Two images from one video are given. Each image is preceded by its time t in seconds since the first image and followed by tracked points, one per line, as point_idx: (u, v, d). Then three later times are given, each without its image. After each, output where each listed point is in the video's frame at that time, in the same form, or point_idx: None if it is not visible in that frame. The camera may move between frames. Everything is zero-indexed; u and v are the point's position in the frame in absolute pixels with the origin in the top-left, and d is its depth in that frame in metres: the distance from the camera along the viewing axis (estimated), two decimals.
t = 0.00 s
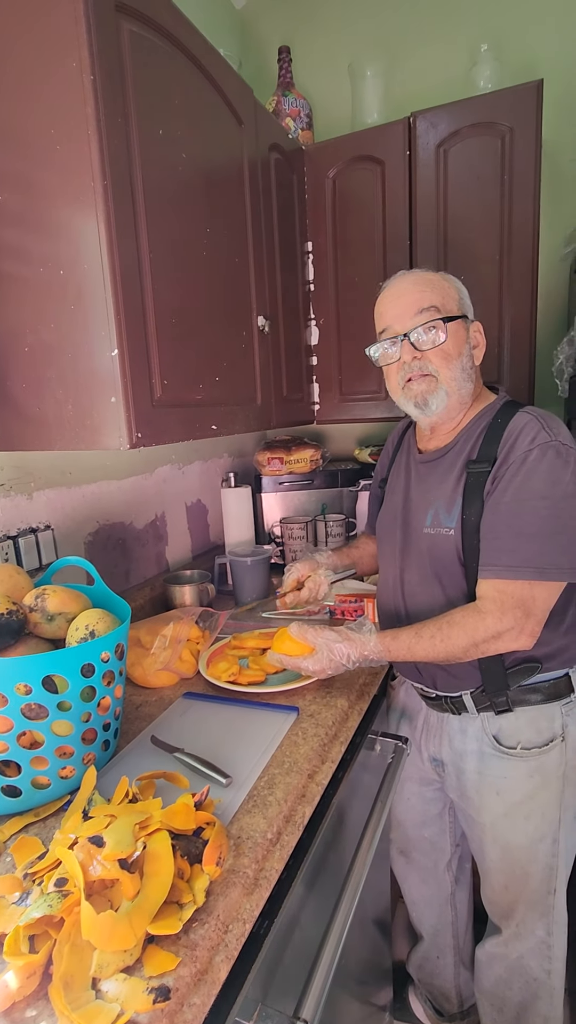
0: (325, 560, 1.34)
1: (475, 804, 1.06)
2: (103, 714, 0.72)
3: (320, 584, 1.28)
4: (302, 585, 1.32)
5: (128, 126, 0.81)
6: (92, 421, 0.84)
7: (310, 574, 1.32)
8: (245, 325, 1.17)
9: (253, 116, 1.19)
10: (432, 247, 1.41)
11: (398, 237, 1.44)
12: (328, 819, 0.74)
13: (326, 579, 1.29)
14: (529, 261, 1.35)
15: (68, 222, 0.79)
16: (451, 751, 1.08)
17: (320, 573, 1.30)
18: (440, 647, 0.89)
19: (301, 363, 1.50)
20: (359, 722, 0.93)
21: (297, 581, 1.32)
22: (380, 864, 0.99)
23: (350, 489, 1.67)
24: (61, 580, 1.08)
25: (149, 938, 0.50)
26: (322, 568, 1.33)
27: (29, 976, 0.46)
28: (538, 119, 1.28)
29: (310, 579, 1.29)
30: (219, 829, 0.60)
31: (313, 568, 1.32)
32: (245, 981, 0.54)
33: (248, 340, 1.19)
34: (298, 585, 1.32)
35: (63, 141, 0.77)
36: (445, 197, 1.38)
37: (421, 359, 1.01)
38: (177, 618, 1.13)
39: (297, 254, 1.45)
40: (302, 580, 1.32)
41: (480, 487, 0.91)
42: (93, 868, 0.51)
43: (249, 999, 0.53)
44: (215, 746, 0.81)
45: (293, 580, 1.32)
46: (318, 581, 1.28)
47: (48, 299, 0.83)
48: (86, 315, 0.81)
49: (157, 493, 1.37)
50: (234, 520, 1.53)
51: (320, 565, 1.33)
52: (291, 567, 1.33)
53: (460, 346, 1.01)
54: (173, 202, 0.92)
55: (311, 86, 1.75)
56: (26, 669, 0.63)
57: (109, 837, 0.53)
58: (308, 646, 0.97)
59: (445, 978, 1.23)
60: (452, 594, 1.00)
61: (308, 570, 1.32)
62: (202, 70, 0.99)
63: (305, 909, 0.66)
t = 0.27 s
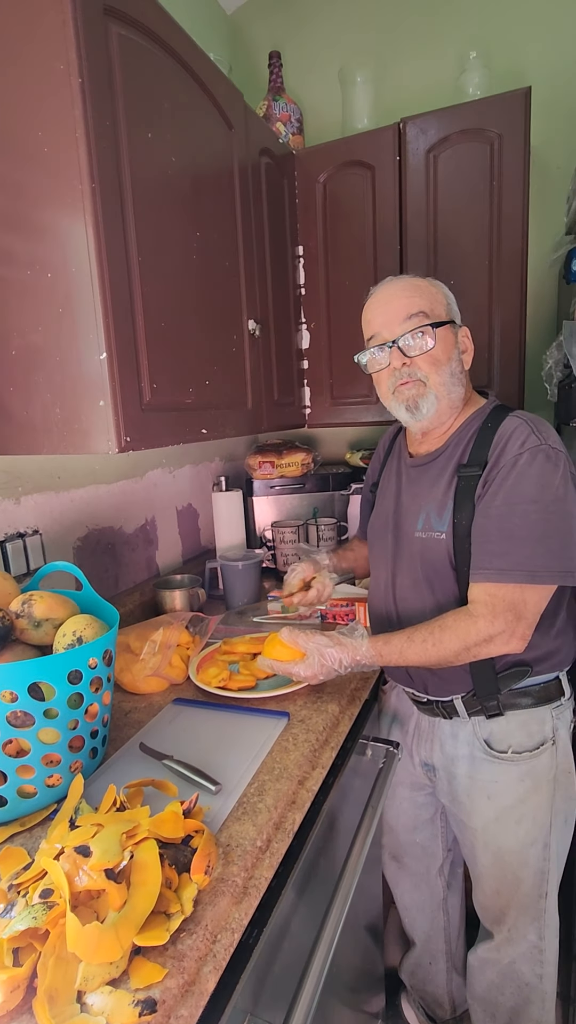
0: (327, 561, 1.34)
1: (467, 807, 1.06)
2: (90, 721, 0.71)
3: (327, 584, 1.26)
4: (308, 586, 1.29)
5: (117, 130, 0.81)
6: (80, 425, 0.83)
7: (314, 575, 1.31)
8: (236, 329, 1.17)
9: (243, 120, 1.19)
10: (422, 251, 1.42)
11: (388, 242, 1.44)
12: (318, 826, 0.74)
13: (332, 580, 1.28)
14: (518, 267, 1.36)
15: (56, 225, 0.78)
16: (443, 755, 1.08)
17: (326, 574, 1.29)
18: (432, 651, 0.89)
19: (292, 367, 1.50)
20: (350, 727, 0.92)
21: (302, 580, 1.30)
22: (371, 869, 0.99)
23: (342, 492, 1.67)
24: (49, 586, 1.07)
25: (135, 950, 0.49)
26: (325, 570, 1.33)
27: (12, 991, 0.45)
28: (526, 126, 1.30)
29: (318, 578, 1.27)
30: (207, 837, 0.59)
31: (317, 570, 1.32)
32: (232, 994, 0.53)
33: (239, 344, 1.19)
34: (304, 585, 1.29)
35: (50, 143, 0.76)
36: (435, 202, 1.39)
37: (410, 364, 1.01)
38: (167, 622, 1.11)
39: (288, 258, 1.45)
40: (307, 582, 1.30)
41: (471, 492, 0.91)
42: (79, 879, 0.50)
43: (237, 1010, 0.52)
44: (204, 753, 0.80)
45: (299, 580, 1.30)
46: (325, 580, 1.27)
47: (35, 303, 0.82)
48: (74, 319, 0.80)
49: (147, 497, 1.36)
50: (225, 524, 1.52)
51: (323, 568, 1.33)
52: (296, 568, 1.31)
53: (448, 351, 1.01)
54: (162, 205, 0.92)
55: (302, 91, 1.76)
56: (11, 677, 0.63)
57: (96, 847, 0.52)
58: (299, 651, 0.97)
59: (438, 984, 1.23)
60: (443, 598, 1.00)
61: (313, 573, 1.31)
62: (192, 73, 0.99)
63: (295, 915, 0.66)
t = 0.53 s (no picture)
0: (314, 568, 1.33)
1: (461, 811, 1.05)
2: (81, 727, 0.71)
3: (308, 594, 1.28)
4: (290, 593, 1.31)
5: (108, 133, 0.81)
6: (71, 429, 0.82)
7: (297, 583, 1.32)
8: (228, 333, 1.17)
9: (235, 123, 1.19)
10: (414, 256, 1.42)
11: (380, 246, 1.44)
12: (311, 831, 0.73)
13: (313, 590, 1.30)
14: (509, 271, 1.36)
15: (46, 227, 0.78)
16: (437, 759, 1.07)
17: (306, 582, 1.30)
18: (427, 654, 0.89)
19: (285, 371, 1.50)
20: (343, 732, 0.92)
21: (284, 590, 1.31)
22: (365, 874, 0.98)
23: (335, 496, 1.67)
24: (40, 590, 1.06)
25: (124, 960, 0.49)
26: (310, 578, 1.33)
27: None
28: (516, 131, 1.30)
29: (298, 588, 1.28)
30: (198, 844, 0.59)
31: (301, 577, 1.33)
32: (223, 1003, 0.52)
33: (231, 348, 1.19)
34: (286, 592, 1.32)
35: (40, 145, 0.76)
36: (426, 206, 1.39)
37: (402, 368, 1.01)
38: (159, 627, 1.11)
39: (280, 261, 1.45)
40: (291, 587, 1.32)
41: (465, 495, 0.91)
42: (67, 888, 0.49)
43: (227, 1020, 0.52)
44: (197, 759, 0.79)
45: (281, 588, 1.31)
46: (305, 590, 1.29)
47: (26, 305, 0.81)
48: (65, 321, 0.79)
49: (140, 500, 1.36)
50: (218, 527, 1.52)
51: (307, 573, 1.33)
52: (279, 575, 1.32)
53: (440, 355, 1.01)
54: (153, 208, 0.91)
55: (294, 96, 1.76)
56: (0, 683, 0.62)
57: (84, 855, 0.52)
58: (294, 656, 0.96)
59: (432, 989, 1.22)
60: (437, 602, 1.00)
61: (295, 578, 1.33)
62: (183, 76, 0.99)
63: (287, 921, 0.66)
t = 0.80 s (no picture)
0: (311, 573, 1.36)
1: (456, 813, 1.05)
2: (76, 731, 0.71)
3: (307, 595, 1.28)
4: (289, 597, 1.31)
5: (104, 139, 0.81)
6: (67, 432, 0.82)
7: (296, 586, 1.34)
8: (223, 336, 1.17)
9: (230, 129, 1.20)
10: (408, 261, 1.43)
11: (375, 251, 1.45)
12: (306, 833, 0.73)
13: (312, 593, 1.29)
14: (502, 276, 1.37)
15: (42, 232, 0.78)
16: (432, 761, 1.08)
17: (306, 584, 1.31)
18: (422, 657, 0.89)
19: (280, 374, 1.51)
20: (338, 734, 0.92)
21: (283, 593, 1.32)
22: (361, 876, 0.98)
23: (331, 499, 1.67)
24: (35, 593, 1.06)
25: (119, 965, 0.49)
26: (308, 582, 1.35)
27: None
28: (509, 138, 1.31)
29: (298, 589, 1.29)
30: (193, 848, 0.59)
31: (299, 580, 1.34)
32: (218, 1007, 0.52)
33: (226, 352, 1.19)
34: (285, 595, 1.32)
35: (36, 151, 0.76)
36: (420, 211, 1.40)
37: (397, 373, 1.02)
38: (155, 631, 1.10)
39: (275, 266, 1.46)
40: (289, 591, 1.33)
41: (459, 500, 0.92)
42: (61, 893, 0.49)
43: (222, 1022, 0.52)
44: (192, 763, 0.79)
45: (280, 590, 1.33)
46: (305, 590, 1.29)
47: (21, 309, 0.82)
48: (60, 325, 0.80)
49: (135, 503, 1.36)
50: (214, 530, 1.52)
51: (306, 578, 1.35)
52: (277, 578, 1.34)
53: (434, 360, 1.02)
54: (148, 213, 0.92)
55: (289, 101, 1.77)
56: None
57: (79, 859, 0.52)
58: (289, 658, 0.97)
59: (427, 991, 1.22)
60: (432, 605, 1.00)
61: (294, 583, 1.34)
62: (178, 82, 0.99)
63: (282, 924, 0.66)
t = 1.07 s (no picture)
0: (305, 577, 1.34)
1: (452, 816, 1.05)
2: (72, 734, 0.71)
3: (297, 602, 1.27)
4: (279, 603, 1.30)
5: (101, 143, 0.81)
6: (64, 435, 0.82)
7: (287, 592, 1.31)
8: (220, 340, 1.18)
9: (227, 133, 1.20)
10: (405, 265, 1.44)
11: (371, 255, 1.46)
12: (303, 836, 0.73)
13: (304, 599, 1.28)
14: (497, 280, 1.38)
15: (39, 235, 0.78)
16: (428, 764, 1.08)
17: (297, 590, 1.29)
18: (419, 659, 0.89)
19: (277, 377, 1.51)
20: (335, 737, 0.92)
21: (273, 600, 1.31)
22: (358, 879, 0.98)
23: (327, 501, 1.68)
24: (32, 596, 1.06)
25: (115, 969, 0.49)
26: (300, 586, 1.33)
27: None
28: (503, 144, 1.32)
29: (287, 596, 1.27)
30: (190, 851, 0.59)
31: (291, 586, 1.32)
32: (214, 1011, 0.52)
33: (223, 356, 1.19)
34: (275, 602, 1.31)
35: (33, 155, 0.76)
36: (416, 216, 1.41)
37: (393, 376, 1.02)
38: (152, 633, 1.10)
39: (272, 270, 1.47)
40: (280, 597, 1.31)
41: (455, 503, 0.92)
42: (58, 897, 0.49)
43: None
44: (189, 765, 0.79)
45: (271, 598, 1.31)
46: (295, 597, 1.28)
47: (19, 313, 0.82)
48: (57, 328, 0.80)
49: (132, 506, 1.36)
50: (211, 533, 1.52)
51: (297, 582, 1.32)
52: (269, 585, 1.32)
53: (430, 363, 1.02)
54: (145, 217, 0.92)
55: (286, 106, 1.78)
56: None
57: (76, 863, 0.52)
58: (287, 661, 0.96)
59: (425, 994, 1.22)
60: (428, 608, 1.01)
61: (286, 588, 1.32)
62: (174, 86, 1.00)
63: (279, 927, 0.66)
